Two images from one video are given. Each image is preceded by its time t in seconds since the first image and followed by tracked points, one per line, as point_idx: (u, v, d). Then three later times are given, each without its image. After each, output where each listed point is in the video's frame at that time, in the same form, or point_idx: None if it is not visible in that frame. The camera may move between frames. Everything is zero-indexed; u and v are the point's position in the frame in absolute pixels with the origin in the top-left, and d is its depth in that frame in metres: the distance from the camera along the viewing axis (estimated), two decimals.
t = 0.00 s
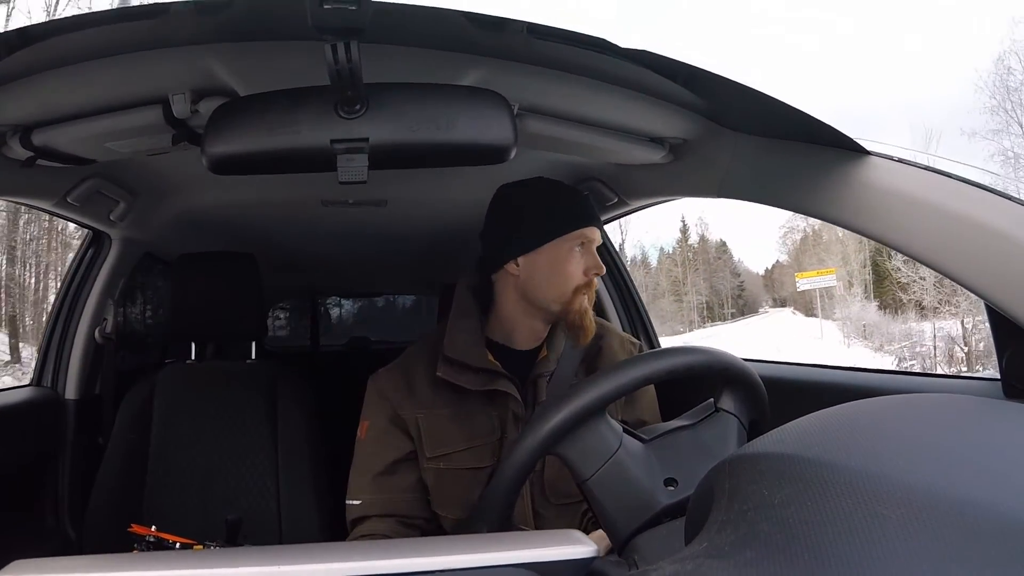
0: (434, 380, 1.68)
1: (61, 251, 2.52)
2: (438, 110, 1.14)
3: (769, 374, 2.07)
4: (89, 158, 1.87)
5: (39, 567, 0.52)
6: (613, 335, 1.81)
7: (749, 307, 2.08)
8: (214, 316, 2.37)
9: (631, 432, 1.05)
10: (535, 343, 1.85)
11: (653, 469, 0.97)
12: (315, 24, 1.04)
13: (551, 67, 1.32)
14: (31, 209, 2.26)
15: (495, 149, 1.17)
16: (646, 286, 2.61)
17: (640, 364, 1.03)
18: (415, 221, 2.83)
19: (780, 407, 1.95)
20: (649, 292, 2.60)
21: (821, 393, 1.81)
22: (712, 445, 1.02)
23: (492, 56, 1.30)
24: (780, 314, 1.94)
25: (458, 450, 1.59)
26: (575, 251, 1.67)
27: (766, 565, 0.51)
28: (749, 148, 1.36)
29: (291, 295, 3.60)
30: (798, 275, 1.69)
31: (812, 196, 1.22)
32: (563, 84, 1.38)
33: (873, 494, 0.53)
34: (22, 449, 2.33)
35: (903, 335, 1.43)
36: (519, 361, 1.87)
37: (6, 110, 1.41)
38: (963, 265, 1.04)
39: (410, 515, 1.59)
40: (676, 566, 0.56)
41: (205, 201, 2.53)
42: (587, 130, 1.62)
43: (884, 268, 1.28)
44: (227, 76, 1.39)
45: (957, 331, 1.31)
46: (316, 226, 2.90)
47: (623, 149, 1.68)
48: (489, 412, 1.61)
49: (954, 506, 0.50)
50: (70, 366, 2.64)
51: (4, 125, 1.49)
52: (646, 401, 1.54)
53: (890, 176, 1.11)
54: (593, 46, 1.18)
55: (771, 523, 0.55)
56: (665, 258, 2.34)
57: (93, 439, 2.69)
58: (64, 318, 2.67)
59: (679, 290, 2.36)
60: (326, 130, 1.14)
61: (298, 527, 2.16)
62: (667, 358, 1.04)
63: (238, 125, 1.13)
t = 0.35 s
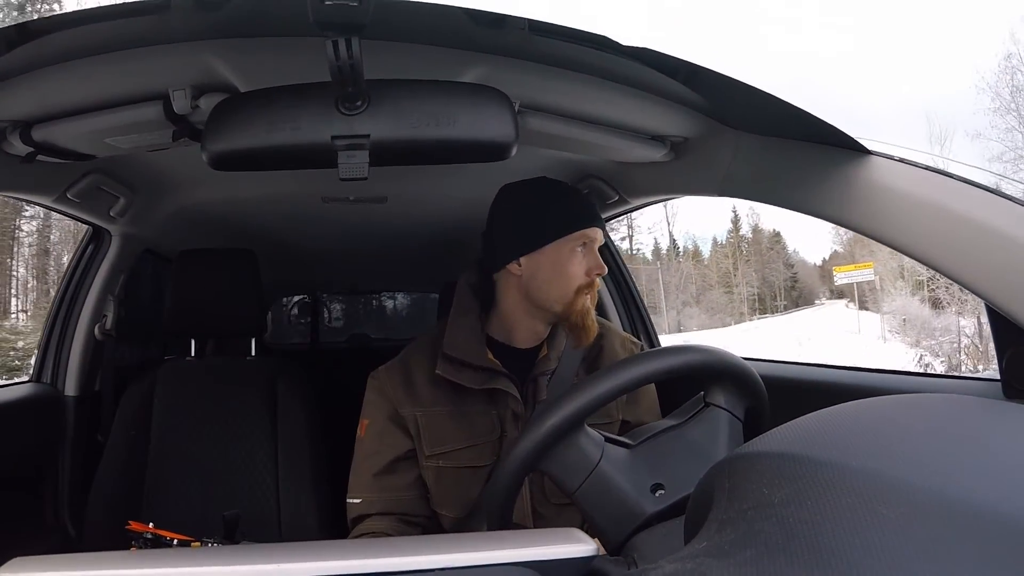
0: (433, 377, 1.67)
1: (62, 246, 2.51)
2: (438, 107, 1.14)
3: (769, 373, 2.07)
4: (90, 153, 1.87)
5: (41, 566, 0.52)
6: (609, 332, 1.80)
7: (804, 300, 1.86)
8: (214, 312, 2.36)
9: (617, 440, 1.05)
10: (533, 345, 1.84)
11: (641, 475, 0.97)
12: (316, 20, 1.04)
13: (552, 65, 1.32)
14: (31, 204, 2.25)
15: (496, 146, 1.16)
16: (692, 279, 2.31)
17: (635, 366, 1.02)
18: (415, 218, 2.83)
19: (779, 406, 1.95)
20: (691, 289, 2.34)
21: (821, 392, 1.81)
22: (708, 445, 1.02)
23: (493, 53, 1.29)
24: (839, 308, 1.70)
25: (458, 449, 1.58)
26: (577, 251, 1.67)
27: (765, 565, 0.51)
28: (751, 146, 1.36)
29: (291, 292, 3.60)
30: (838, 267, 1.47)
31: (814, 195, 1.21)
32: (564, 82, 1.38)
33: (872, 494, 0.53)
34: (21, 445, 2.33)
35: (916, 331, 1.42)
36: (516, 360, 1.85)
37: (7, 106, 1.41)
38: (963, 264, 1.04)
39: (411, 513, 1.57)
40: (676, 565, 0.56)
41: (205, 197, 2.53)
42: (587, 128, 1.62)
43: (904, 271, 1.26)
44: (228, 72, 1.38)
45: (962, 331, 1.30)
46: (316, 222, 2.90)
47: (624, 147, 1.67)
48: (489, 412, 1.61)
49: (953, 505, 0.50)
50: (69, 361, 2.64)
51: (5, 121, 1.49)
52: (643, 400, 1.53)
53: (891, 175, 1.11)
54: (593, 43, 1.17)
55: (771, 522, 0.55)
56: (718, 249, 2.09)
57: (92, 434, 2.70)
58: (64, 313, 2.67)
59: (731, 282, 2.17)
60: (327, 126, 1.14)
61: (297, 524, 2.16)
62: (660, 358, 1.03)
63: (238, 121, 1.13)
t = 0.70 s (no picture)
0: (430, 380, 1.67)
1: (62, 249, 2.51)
2: (438, 109, 1.14)
3: (770, 376, 2.07)
4: (90, 155, 1.88)
5: (37, 568, 0.51)
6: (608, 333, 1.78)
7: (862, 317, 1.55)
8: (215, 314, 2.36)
9: (604, 447, 1.04)
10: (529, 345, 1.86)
11: (628, 488, 0.97)
12: (316, 21, 1.04)
13: (552, 67, 1.32)
14: (31, 206, 2.25)
15: (496, 148, 1.16)
16: (746, 296, 2.08)
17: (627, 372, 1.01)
18: (416, 220, 2.83)
19: (780, 410, 1.94)
20: (747, 304, 2.09)
21: (821, 395, 1.81)
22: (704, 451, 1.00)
23: (492, 54, 1.29)
24: (892, 323, 1.43)
25: (457, 452, 1.57)
26: (569, 250, 1.70)
27: (766, 567, 0.51)
28: (752, 148, 1.35)
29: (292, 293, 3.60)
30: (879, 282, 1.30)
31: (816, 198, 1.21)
32: (564, 84, 1.38)
33: (873, 496, 0.53)
34: (21, 447, 2.33)
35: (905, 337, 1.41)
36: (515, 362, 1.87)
37: (6, 108, 1.41)
38: (964, 268, 1.04)
39: (411, 518, 1.56)
40: (675, 567, 0.56)
41: (205, 199, 2.53)
42: (588, 130, 1.62)
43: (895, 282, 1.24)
44: (228, 74, 1.38)
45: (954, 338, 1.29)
46: (316, 224, 2.89)
47: (624, 148, 1.67)
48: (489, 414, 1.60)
49: (954, 507, 0.50)
50: (69, 363, 2.63)
51: (5, 123, 1.49)
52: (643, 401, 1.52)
53: (892, 177, 1.11)
54: (593, 45, 1.17)
55: (770, 526, 0.54)
56: (772, 266, 1.80)
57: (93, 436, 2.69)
58: (64, 315, 2.67)
59: (786, 299, 1.87)
60: (327, 127, 1.14)
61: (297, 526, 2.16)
62: (648, 364, 1.02)
63: (237, 123, 1.13)
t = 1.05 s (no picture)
0: (407, 391, 1.62)
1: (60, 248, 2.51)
2: (437, 107, 1.13)
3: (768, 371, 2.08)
4: (88, 154, 1.87)
5: (39, 570, 0.51)
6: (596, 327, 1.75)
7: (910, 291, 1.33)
8: (213, 313, 2.36)
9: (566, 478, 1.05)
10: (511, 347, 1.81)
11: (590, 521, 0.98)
12: (314, 20, 1.04)
13: (551, 65, 1.32)
14: (30, 205, 2.25)
15: (494, 146, 1.16)
16: (785, 270, 1.87)
17: (590, 389, 0.98)
18: (414, 218, 2.83)
19: (779, 406, 1.95)
20: (787, 279, 1.90)
21: (819, 391, 1.82)
22: (692, 468, 0.98)
23: (490, 53, 1.29)
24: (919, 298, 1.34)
25: (440, 462, 1.50)
26: (536, 252, 1.64)
27: (766, 563, 0.51)
28: (750, 145, 1.36)
29: (290, 291, 3.60)
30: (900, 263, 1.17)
31: (816, 195, 1.21)
32: (563, 82, 1.38)
33: (873, 494, 0.53)
34: (20, 446, 2.32)
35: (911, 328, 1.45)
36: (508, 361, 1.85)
37: (4, 107, 1.41)
38: (962, 265, 1.04)
39: (398, 530, 1.54)
40: (674, 564, 0.56)
41: (203, 198, 2.53)
42: (586, 128, 1.62)
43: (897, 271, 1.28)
44: (226, 73, 1.38)
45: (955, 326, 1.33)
46: (314, 223, 2.90)
47: (623, 146, 1.67)
48: (473, 420, 1.51)
49: (954, 504, 0.50)
50: (68, 363, 2.63)
51: (2, 122, 1.49)
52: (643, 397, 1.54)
53: (891, 174, 1.11)
54: (591, 43, 1.17)
55: (770, 523, 0.55)
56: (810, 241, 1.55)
57: (92, 436, 2.70)
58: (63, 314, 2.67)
59: (827, 272, 1.68)
60: (325, 126, 1.13)
61: (297, 524, 2.16)
62: (607, 379, 0.99)
63: (235, 121, 1.13)
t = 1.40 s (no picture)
0: (421, 386, 1.62)
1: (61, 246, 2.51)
2: (438, 107, 1.13)
3: (768, 372, 2.08)
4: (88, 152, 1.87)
5: (41, 567, 0.51)
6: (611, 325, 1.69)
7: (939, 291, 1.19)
8: (213, 311, 2.37)
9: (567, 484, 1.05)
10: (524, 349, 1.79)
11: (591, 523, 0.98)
12: (316, 20, 1.04)
13: (552, 65, 1.32)
14: (30, 203, 2.24)
15: (495, 146, 1.16)
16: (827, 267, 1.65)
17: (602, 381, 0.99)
18: (414, 218, 2.83)
19: (779, 408, 1.95)
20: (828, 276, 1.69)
21: (819, 391, 1.82)
22: (681, 473, 0.95)
23: (491, 53, 1.29)
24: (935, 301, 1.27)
25: (453, 458, 1.52)
26: (532, 247, 1.72)
27: (764, 565, 0.51)
28: (752, 146, 1.36)
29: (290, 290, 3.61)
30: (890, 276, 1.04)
31: (819, 196, 1.21)
32: (565, 83, 1.38)
33: (871, 495, 0.53)
34: (19, 444, 2.32)
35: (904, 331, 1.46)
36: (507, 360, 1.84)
37: (5, 105, 1.41)
38: (962, 266, 1.04)
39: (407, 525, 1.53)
40: (673, 565, 0.57)
41: (203, 196, 2.53)
42: (586, 128, 1.62)
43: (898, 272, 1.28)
44: (227, 72, 1.38)
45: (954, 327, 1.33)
46: (315, 222, 2.90)
47: (623, 147, 1.68)
48: (487, 417, 1.54)
49: (952, 505, 0.51)
50: (67, 361, 2.62)
51: (4, 120, 1.49)
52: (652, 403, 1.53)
53: (892, 176, 1.12)
54: (593, 43, 1.18)
55: (770, 523, 0.55)
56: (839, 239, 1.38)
57: (91, 434, 2.70)
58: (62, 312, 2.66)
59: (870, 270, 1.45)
60: (326, 125, 1.14)
61: (296, 523, 2.16)
62: (617, 373, 0.99)
63: (236, 120, 1.13)
